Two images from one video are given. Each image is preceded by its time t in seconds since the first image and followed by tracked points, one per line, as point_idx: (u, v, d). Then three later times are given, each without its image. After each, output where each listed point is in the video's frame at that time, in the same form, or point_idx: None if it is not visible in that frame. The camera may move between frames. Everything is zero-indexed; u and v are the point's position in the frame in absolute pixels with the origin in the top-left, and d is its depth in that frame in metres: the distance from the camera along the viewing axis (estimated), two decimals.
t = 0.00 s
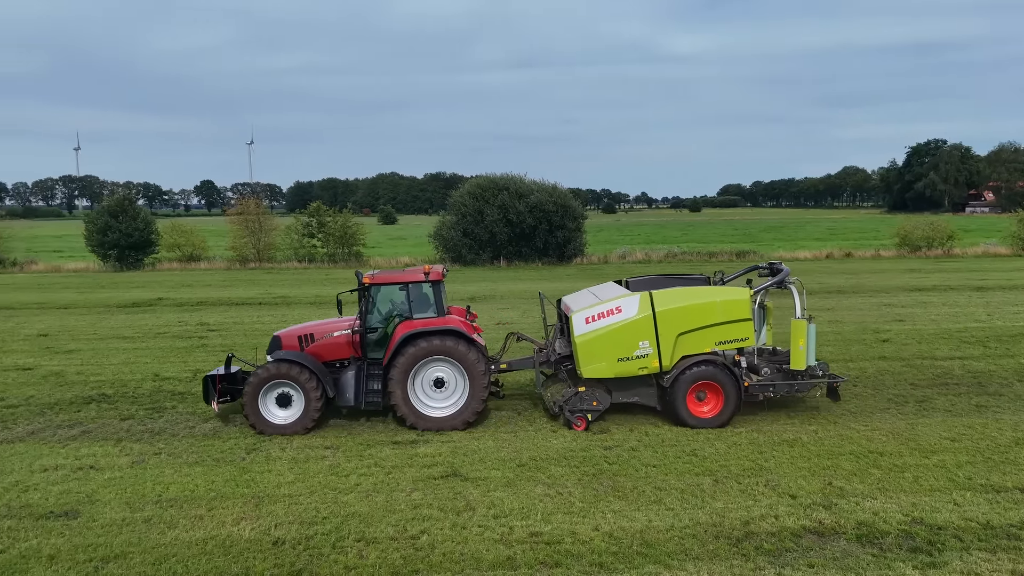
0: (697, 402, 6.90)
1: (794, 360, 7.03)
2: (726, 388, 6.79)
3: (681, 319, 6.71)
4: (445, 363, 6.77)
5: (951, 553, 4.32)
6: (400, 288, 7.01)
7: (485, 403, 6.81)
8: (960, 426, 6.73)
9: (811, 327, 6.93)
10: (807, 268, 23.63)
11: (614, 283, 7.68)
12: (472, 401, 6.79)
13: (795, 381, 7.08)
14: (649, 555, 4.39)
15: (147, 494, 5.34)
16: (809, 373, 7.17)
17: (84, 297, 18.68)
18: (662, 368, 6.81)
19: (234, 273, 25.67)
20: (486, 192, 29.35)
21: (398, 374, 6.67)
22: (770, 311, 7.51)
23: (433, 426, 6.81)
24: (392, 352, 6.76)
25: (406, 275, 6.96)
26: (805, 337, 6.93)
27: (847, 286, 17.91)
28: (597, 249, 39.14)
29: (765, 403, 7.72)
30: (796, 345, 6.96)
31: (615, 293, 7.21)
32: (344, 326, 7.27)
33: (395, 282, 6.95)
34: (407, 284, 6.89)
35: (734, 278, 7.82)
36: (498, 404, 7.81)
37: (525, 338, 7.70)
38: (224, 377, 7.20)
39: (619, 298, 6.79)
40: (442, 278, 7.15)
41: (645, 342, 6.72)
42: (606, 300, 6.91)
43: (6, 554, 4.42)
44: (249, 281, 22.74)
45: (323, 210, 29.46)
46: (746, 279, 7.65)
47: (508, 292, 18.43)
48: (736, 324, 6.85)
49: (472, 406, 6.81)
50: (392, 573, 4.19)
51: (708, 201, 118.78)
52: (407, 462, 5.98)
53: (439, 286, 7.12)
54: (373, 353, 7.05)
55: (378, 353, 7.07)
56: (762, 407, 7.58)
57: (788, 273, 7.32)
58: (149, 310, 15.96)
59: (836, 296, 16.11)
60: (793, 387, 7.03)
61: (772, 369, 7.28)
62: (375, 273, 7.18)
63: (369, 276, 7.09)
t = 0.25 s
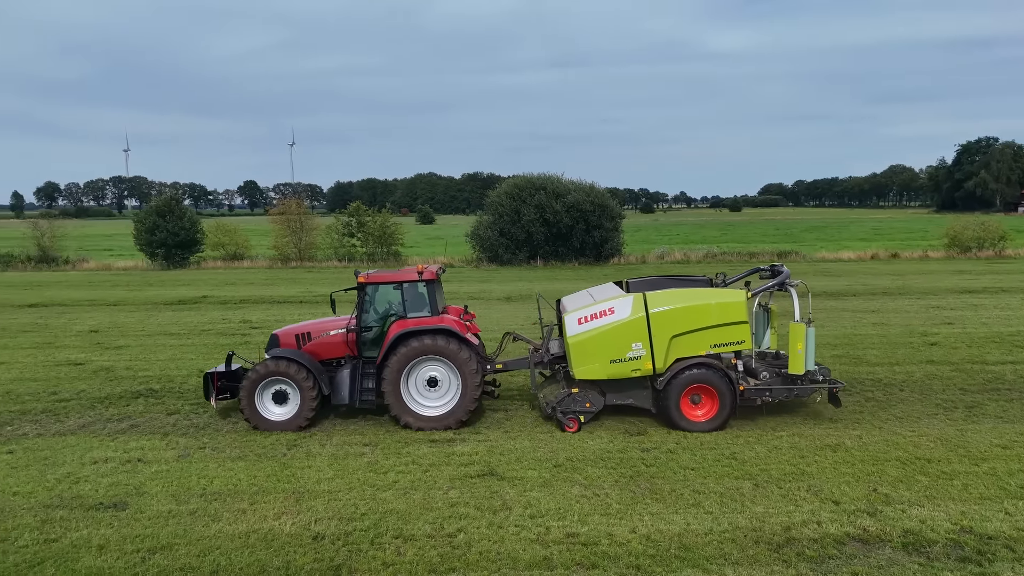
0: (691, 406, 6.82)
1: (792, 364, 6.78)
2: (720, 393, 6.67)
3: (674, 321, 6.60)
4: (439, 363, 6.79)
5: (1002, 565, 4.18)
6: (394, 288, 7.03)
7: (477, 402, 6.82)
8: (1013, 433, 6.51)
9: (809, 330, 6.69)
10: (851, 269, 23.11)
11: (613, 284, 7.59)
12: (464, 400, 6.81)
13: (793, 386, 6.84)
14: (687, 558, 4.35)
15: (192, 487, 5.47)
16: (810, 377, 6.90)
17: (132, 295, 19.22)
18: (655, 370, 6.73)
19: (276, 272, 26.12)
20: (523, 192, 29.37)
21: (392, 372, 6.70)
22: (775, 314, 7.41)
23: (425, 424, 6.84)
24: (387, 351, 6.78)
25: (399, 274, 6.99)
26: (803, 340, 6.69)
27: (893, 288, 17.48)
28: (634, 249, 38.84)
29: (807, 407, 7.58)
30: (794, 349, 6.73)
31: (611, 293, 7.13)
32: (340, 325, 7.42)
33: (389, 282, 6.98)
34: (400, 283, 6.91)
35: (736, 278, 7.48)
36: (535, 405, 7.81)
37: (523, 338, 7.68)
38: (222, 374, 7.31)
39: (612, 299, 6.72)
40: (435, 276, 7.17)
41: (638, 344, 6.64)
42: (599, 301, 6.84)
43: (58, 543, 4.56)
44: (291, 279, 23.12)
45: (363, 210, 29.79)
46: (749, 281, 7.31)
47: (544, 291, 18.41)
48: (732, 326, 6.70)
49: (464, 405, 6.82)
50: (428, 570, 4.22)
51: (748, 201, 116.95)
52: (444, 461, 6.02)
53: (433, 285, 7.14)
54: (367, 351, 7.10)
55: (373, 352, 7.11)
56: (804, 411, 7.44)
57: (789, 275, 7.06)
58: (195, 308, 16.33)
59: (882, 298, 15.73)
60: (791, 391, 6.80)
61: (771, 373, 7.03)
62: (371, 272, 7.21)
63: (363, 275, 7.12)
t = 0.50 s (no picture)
0: (687, 407, 6.71)
1: (792, 368, 6.62)
2: (716, 396, 6.57)
3: (670, 322, 6.51)
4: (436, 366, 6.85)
5: None
6: (393, 287, 7.17)
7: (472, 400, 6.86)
8: None
9: (809, 333, 6.54)
10: (909, 270, 22.39)
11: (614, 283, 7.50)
12: (460, 398, 6.85)
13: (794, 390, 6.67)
14: (736, 564, 4.27)
15: (244, 480, 5.62)
16: (811, 381, 6.72)
17: (189, 292, 19.80)
18: (651, 372, 6.66)
19: (326, 270, 26.62)
20: (569, 192, 29.29)
21: (390, 371, 6.78)
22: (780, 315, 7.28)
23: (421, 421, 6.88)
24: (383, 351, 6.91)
25: (398, 274, 7.12)
26: (802, 343, 6.53)
27: (954, 290, 16.88)
28: (682, 249, 38.35)
29: (863, 413, 7.35)
30: (794, 352, 6.55)
31: (609, 293, 7.09)
32: (340, 324, 7.54)
33: (388, 281, 7.11)
34: (399, 283, 7.04)
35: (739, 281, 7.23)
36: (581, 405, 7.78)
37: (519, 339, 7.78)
38: (227, 370, 7.45)
39: (607, 300, 6.69)
40: (433, 277, 7.27)
41: (632, 345, 6.57)
42: (596, 302, 6.82)
43: (118, 531, 4.73)
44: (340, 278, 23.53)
45: (410, 210, 30.10)
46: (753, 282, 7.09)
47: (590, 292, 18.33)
48: (728, 328, 6.57)
49: (460, 402, 6.85)
50: (473, 568, 4.24)
51: (799, 200, 114.32)
52: (489, 459, 6.04)
53: (430, 286, 7.25)
54: (366, 350, 7.23)
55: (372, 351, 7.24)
56: (858, 416, 7.24)
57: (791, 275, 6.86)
58: (247, 305, 16.76)
59: (941, 301, 15.20)
60: (792, 395, 6.64)
61: (771, 376, 6.87)
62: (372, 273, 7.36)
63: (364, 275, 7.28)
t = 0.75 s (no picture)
0: (685, 410, 6.64)
1: (792, 371, 6.60)
2: (714, 397, 6.49)
3: (667, 323, 6.48)
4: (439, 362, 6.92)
5: None
6: (395, 286, 7.27)
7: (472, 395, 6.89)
8: None
9: (810, 336, 6.51)
10: (967, 272, 21.63)
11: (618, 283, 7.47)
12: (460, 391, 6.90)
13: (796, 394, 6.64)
14: (783, 571, 4.18)
15: (291, 474, 5.73)
16: (813, 385, 6.68)
17: (239, 290, 20.29)
18: (648, 373, 6.63)
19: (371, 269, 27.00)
20: (612, 191, 29.10)
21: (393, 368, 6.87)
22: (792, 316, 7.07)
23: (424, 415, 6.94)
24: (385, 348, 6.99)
25: (399, 273, 7.21)
26: (803, 346, 6.50)
27: (1014, 292, 16.24)
28: (727, 249, 37.74)
29: (917, 419, 7.12)
30: (794, 354, 6.54)
31: (610, 293, 7.07)
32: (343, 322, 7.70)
33: (390, 280, 7.20)
34: (400, 283, 7.12)
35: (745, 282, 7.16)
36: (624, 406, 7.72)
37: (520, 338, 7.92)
38: (234, 367, 7.63)
39: (605, 301, 6.68)
40: (434, 276, 7.34)
41: (629, 346, 6.56)
42: (595, 302, 6.81)
43: (170, 522, 4.87)
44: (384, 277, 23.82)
45: (453, 210, 30.30)
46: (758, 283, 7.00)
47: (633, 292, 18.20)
48: (727, 330, 6.49)
49: (460, 397, 6.90)
50: (516, 567, 4.25)
51: (850, 200, 111.44)
52: (532, 459, 6.04)
53: (433, 285, 7.31)
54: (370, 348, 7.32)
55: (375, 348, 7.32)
56: (912, 422, 7.03)
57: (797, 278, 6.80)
58: (294, 303, 17.09)
59: (1001, 303, 14.65)
60: (793, 398, 6.62)
61: (772, 380, 6.84)
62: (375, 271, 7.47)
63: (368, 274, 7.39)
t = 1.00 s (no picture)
0: (682, 412, 6.61)
1: (791, 374, 6.46)
2: (711, 401, 6.43)
3: (662, 325, 6.47)
4: (439, 358, 7.06)
5: None
6: (400, 284, 7.39)
7: (474, 397, 7.01)
8: None
9: (809, 339, 6.38)
10: None
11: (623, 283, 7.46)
12: (463, 395, 7.02)
13: (796, 397, 6.52)
14: None
15: (341, 469, 5.84)
16: (813, 388, 6.54)
17: (292, 288, 20.73)
18: (644, 374, 6.64)
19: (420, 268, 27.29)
20: (662, 190, 28.79)
21: (395, 362, 7.02)
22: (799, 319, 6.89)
23: (426, 415, 7.10)
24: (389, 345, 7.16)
25: (404, 271, 7.33)
26: (801, 349, 6.36)
27: None
28: (781, 249, 36.90)
29: (982, 427, 6.85)
30: (793, 357, 6.40)
31: (611, 293, 7.09)
32: (350, 320, 7.73)
33: (395, 279, 7.31)
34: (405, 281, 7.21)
35: (749, 284, 7.01)
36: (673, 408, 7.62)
37: (523, 337, 8.02)
38: (243, 364, 7.77)
39: (602, 301, 6.70)
40: (438, 274, 7.44)
41: (624, 347, 6.59)
42: (593, 302, 6.84)
43: (226, 513, 5.01)
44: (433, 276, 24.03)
45: (501, 210, 30.37)
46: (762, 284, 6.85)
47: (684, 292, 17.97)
48: (723, 332, 6.43)
49: (462, 399, 7.03)
50: (563, 567, 4.24)
51: (911, 199, 107.72)
52: (579, 459, 6.02)
53: (437, 283, 7.38)
54: (375, 346, 7.48)
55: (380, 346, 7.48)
56: (977, 430, 6.75)
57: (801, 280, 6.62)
58: (345, 301, 17.38)
59: None
60: (793, 402, 6.50)
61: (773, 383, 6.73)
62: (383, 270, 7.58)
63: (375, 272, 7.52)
